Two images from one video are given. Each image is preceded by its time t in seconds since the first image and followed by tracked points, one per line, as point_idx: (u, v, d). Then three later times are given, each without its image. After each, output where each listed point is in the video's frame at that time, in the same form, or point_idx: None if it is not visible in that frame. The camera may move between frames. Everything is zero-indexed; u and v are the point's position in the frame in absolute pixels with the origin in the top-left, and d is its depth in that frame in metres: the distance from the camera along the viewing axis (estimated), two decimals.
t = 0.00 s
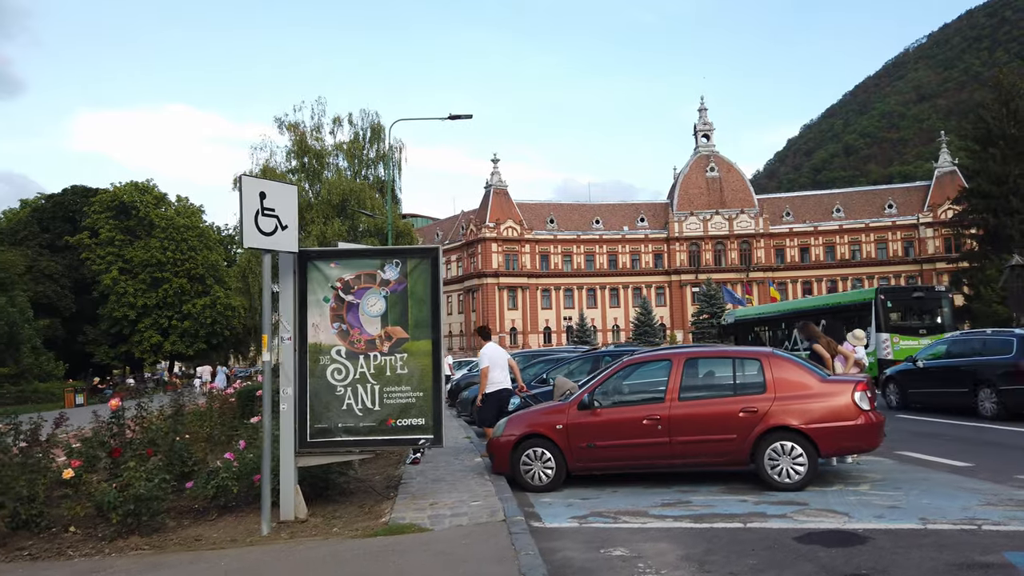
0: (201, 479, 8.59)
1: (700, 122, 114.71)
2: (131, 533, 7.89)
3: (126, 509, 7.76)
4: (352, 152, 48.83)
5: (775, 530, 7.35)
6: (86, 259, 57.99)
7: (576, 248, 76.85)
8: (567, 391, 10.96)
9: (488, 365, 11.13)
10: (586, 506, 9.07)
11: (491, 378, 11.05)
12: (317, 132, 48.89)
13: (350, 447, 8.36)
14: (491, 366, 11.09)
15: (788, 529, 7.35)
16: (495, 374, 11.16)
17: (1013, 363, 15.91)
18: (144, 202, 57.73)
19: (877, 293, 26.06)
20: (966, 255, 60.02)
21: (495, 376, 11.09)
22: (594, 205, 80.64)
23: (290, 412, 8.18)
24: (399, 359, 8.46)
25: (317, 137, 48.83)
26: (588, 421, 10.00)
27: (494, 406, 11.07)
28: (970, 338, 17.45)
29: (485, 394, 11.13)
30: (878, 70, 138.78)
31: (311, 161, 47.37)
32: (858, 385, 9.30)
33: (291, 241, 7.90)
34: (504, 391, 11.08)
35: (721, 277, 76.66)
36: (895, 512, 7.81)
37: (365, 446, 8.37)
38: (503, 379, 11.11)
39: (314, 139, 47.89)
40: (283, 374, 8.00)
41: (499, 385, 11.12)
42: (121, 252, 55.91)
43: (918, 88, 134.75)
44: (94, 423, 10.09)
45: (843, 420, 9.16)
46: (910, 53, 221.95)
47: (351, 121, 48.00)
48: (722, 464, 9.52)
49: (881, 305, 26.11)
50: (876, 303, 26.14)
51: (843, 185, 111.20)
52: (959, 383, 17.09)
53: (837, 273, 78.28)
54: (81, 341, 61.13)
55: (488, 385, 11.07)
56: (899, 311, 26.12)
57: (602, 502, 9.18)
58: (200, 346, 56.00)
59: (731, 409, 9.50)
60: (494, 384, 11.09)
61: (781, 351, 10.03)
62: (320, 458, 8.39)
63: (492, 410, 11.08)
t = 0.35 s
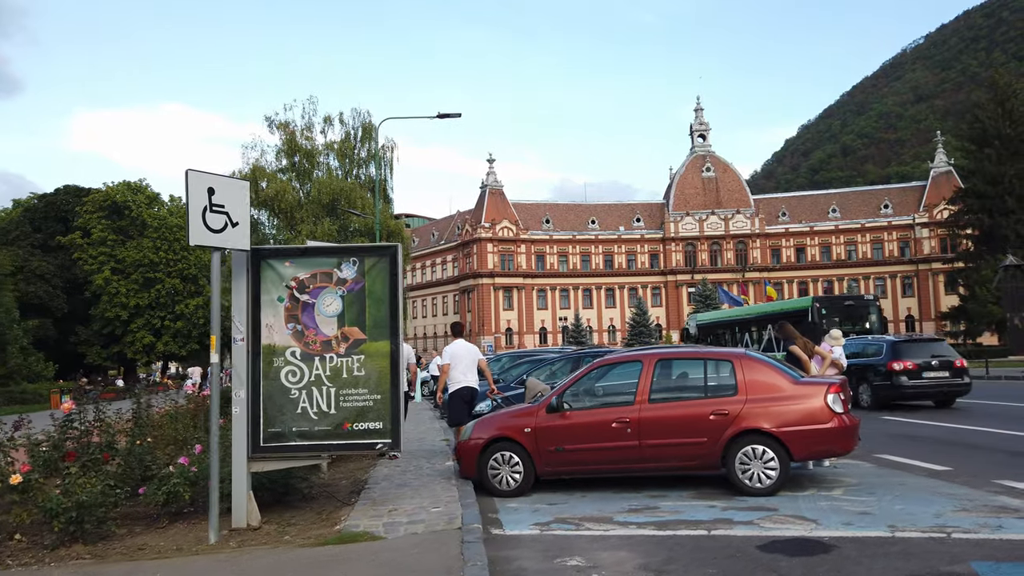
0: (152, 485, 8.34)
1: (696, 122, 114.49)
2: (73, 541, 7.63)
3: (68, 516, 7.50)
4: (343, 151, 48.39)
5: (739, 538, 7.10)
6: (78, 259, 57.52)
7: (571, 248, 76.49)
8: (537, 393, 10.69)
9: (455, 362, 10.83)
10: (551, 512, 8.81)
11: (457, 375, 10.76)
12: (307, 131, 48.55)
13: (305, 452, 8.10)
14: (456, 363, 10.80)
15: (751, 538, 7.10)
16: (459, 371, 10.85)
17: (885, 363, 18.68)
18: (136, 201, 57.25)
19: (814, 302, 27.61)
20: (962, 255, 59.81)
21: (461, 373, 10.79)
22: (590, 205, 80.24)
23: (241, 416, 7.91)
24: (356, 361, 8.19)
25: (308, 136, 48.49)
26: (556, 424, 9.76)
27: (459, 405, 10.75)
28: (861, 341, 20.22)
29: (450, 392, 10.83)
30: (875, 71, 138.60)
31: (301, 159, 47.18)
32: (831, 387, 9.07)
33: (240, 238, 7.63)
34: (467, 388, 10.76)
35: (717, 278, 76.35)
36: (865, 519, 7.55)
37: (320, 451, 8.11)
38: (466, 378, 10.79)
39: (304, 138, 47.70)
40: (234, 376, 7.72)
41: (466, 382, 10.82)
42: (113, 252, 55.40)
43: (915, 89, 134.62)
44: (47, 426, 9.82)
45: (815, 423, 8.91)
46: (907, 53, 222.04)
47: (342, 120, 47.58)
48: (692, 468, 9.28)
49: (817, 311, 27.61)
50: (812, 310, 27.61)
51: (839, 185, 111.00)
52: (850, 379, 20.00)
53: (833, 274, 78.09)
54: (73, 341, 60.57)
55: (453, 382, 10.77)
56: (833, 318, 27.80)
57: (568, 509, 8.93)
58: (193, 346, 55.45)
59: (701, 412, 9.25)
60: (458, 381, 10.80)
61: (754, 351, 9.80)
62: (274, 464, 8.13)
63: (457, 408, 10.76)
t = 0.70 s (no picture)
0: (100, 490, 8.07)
1: (693, 120, 114.12)
2: (14, 549, 7.38)
3: (7, 524, 7.25)
4: (335, 148, 47.99)
5: (701, 547, 6.83)
6: (70, 257, 57.10)
7: (567, 247, 76.08)
8: (507, 394, 10.43)
9: (423, 358, 10.54)
10: (514, 519, 8.56)
11: (422, 374, 10.47)
12: (298, 128, 48.16)
13: (258, 456, 7.84)
14: (422, 361, 10.51)
15: (714, 546, 6.83)
16: (424, 368, 10.56)
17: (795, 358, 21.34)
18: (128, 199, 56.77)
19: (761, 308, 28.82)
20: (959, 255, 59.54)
21: (426, 371, 10.50)
22: (587, 203, 79.84)
23: (191, 419, 7.64)
24: (311, 363, 7.92)
25: (299, 133, 48.12)
26: (525, 426, 9.51)
27: (419, 405, 10.48)
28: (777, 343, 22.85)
29: (413, 389, 10.59)
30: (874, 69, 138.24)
31: (292, 156, 46.87)
32: (804, 390, 8.82)
33: (188, 235, 7.36)
34: (429, 388, 10.47)
35: (713, 277, 76.02)
36: (834, 527, 7.30)
37: (273, 455, 7.85)
38: (430, 377, 10.49)
39: (295, 135, 47.28)
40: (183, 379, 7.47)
41: (431, 381, 10.54)
42: (105, 250, 54.93)
43: (913, 88, 134.29)
44: None
45: (787, 426, 8.66)
46: (906, 53, 221.52)
47: (334, 117, 47.16)
48: (661, 471, 9.04)
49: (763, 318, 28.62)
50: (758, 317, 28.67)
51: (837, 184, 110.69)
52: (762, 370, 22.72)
53: (830, 272, 77.82)
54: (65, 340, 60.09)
55: (417, 381, 10.51)
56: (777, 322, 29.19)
57: (533, 515, 8.67)
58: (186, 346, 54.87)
59: (671, 414, 9.00)
60: (422, 379, 10.54)
61: (727, 351, 9.56)
62: (226, 468, 7.86)
63: (416, 408, 10.49)
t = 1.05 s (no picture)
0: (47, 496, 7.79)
1: (690, 118, 113.76)
2: None
3: None
4: (327, 146, 47.63)
5: (661, 555, 6.59)
6: (63, 254, 56.70)
7: (563, 244, 75.68)
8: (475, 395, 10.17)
9: (390, 357, 10.36)
10: (477, 524, 8.30)
11: (388, 373, 10.27)
12: (290, 124, 47.72)
13: (208, 459, 7.58)
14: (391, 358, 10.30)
15: (674, 555, 6.58)
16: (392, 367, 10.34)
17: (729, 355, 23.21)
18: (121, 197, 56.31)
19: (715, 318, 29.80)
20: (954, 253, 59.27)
21: (392, 370, 10.29)
22: (583, 201, 79.45)
23: (139, 422, 7.39)
24: (265, 363, 7.65)
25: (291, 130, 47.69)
26: (492, 428, 9.25)
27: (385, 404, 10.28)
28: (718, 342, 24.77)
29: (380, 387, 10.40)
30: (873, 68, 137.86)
31: (283, 152, 46.45)
32: (776, 391, 8.58)
33: (132, 230, 7.08)
34: (394, 389, 10.23)
35: (709, 275, 75.71)
36: (802, 534, 7.06)
37: (224, 459, 7.59)
38: (395, 377, 10.25)
39: (286, 131, 46.78)
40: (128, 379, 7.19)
41: (397, 380, 10.33)
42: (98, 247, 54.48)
43: (912, 87, 133.99)
44: None
45: (759, 428, 8.42)
46: (906, 51, 220.88)
47: (326, 113, 46.73)
48: (630, 474, 8.79)
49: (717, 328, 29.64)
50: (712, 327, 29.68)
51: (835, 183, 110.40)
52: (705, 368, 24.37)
53: (826, 271, 77.43)
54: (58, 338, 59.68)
55: (384, 379, 10.34)
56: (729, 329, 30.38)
57: (497, 519, 8.42)
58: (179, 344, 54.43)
59: (641, 415, 8.75)
60: (388, 379, 10.32)
61: (700, 352, 9.32)
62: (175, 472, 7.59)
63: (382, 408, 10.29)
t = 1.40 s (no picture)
0: None
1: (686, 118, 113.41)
2: None
3: None
4: (318, 145, 47.35)
5: (617, 570, 6.34)
6: (55, 254, 56.37)
7: (559, 245, 75.38)
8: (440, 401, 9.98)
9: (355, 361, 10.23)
10: (435, 535, 8.04)
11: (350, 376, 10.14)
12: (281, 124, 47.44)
13: (154, 469, 7.32)
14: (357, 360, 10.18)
15: (630, 569, 6.34)
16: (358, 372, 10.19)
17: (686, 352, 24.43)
18: (114, 197, 56.01)
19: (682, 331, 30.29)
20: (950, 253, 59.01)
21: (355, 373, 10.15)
22: (579, 201, 79.19)
23: (82, 431, 7.13)
24: (213, 369, 7.37)
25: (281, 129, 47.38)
26: (455, 434, 8.98)
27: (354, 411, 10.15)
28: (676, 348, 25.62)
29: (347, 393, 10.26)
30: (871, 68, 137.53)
31: (273, 152, 46.08)
32: (746, 397, 8.33)
33: (74, 231, 6.84)
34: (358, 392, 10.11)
35: (705, 276, 75.44)
36: (765, 545, 6.81)
37: (170, 468, 7.33)
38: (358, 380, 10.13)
39: (277, 131, 46.42)
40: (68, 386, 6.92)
41: (359, 384, 10.18)
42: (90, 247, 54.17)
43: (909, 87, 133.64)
44: None
45: (728, 436, 8.18)
46: (905, 51, 220.33)
47: (317, 113, 46.44)
48: (597, 482, 8.53)
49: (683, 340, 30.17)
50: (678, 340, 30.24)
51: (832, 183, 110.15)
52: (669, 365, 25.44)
53: (822, 271, 77.15)
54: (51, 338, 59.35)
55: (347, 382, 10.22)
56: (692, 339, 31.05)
57: (457, 529, 8.16)
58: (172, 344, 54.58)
59: (608, 422, 8.50)
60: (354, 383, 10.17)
61: (670, 355, 9.06)
62: (120, 483, 7.32)
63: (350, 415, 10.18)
